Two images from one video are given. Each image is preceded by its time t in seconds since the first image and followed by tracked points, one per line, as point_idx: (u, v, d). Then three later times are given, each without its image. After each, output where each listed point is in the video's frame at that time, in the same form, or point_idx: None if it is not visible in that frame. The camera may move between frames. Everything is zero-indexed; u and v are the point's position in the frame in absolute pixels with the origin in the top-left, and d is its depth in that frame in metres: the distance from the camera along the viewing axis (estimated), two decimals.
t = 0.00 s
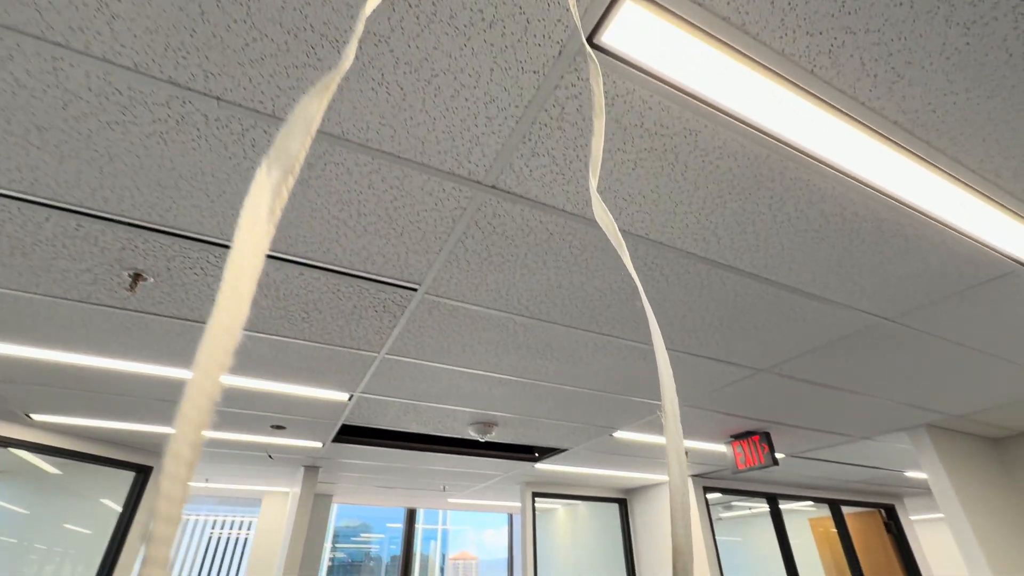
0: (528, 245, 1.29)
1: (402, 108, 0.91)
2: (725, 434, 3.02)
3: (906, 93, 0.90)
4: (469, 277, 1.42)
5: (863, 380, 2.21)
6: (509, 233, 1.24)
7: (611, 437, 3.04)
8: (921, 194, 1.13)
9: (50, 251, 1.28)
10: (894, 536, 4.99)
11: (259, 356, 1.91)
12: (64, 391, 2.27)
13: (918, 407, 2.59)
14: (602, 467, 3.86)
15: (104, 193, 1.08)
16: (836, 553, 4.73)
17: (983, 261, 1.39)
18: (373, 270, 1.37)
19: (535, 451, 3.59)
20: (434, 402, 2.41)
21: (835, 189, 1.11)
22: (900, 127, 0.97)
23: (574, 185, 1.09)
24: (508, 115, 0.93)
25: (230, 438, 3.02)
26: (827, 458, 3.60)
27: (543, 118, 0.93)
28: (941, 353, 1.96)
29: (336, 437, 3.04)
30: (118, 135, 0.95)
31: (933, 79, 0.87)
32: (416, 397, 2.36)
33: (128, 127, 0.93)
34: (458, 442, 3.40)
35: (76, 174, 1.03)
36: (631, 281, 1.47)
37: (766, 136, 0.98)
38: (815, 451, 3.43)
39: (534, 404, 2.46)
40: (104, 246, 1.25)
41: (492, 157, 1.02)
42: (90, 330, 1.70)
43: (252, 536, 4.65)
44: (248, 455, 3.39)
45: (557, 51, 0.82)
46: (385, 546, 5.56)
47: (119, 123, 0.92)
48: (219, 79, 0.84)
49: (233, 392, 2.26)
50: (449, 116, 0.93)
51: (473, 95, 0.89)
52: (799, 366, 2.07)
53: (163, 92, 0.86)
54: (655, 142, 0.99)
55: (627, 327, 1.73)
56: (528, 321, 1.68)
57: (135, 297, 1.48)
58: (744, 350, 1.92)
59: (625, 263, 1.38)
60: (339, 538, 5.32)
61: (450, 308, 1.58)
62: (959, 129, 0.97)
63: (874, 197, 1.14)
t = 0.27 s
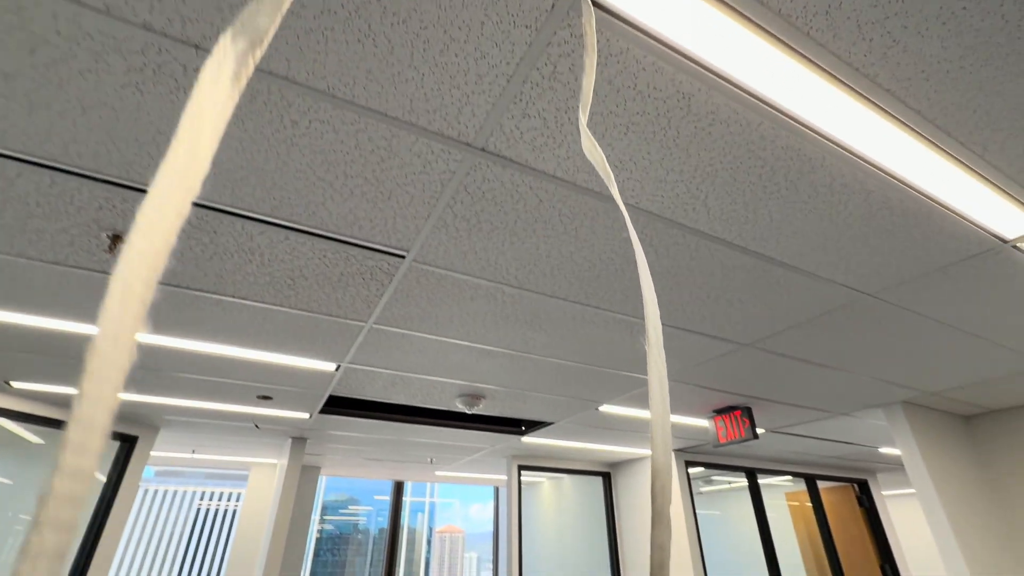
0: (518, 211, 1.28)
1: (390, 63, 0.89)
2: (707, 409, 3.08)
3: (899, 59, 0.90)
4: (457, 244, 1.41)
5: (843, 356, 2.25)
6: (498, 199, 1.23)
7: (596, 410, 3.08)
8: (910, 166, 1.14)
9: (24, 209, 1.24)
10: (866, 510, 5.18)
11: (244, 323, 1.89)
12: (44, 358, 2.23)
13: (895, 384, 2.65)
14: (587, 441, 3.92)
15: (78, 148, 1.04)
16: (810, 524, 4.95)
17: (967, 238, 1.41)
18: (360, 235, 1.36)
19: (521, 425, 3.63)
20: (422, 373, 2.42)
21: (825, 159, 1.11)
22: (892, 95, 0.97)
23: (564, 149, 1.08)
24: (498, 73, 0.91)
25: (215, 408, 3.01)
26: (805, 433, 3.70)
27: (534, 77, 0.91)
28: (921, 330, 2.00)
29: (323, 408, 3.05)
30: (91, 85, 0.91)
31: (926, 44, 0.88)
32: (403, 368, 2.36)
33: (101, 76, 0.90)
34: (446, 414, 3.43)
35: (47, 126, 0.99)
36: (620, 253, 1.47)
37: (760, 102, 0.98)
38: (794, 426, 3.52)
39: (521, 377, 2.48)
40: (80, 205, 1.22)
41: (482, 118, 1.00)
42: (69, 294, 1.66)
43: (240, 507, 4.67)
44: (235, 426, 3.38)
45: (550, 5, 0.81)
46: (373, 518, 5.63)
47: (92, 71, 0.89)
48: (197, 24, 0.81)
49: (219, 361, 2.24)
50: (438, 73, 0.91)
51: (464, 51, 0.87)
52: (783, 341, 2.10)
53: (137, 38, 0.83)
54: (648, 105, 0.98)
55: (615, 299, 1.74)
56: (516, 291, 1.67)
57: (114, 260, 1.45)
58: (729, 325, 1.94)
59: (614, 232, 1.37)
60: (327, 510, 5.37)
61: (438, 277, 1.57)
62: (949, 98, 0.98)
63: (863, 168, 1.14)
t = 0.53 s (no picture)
0: (510, 179, 1.26)
1: (379, 17, 0.87)
2: (694, 385, 3.13)
3: (895, 25, 0.90)
4: (448, 213, 1.40)
5: (827, 332, 2.29)
6: (490, 165, 1.21)
7: (585, 385, 3.12)
8: (902, 138, 1.15)
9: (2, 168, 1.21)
10: (843, 485, 5.34)
11: (232, 292, 1.87)
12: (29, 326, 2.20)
13: (877, 361, 2.70)
14: (576, 416, 3.98)
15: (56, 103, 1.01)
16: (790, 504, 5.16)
17: (954, 213, 1.42)
18: (349, 201, 1.34)
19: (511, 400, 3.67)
20: (412, 345, 2.43)
21: (818, 129, 1.11)
22: (887, 62, 0.97)
23: (557, 113, 1.06)
24: (491, 31, 0.89)
25: (205, 379, 3.01)
26: (788, 410, 3.79)
27: (527, 35, 0.89)
28: (904, 307, 2.03)
29: (314, 380, 3.06)
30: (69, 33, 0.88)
31: (924, 10, 0.87)
32: (393, 341, 2.36)
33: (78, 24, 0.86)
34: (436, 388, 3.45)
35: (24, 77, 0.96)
36: (611, 224, 1.47)
37: (756, 68, 0.97)
38: (778, 403, 3.59)
39: (510, 350, 2.50)
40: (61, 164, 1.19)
41: (474, 79, 0.98)
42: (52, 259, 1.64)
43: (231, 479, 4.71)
44: (225, 397, 3.39)
45: None
46: (363, 491, 5.71)
47: (68, 19, 0.85)
48: None
49: (207, 331, 2.23)
50: (428, 30, 0.89)
51: (456, 6, 0.85)
52: (769, 317, 2.13)
53: None
54: (643, 68, 0.96)
55: (605, 272, 1.74)
56: (507, 263, 1.67)
57: (98, 223, 1.43)
58: (718, 300, 1.96)
59: (606, 203, 1.37)
60: (318, 484, 5.43)
61: (428, 246, 1.57)
62: (943, 68, 0.98)
63: (855, 139, 1.14)
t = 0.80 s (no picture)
0: (504, 145, 1.25)
1: None
2: (684, 361, 3.17)
3: None
4: (442, 181, 1.39)
5: (817, 309, 2.32)
6: (484, 130, 1.20)
7: (577, 360, 3.15)
8: (898, 108, 1.14)
9: None
10: (827, 461, 5.47)
11: (222, 262, 1.86)
12: (16, 295, 2.18)
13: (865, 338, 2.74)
14: (567, 391, 4.03)
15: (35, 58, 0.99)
16: (774, 476, 5.26)
17: (947, 188, 1.42)
18: (341, 167, 1.32)
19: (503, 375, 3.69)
20: (405, 318, 2.42)
21: (815, 97, 1.10)
22: (886, 27, 0.96)
23: (553, 77, 1.05)
24: None
25: (197, 352, 3.00)
26: (776, 386, 3.85)
27: None
28: (894, 283, 2.05)
29: (307, 354, 3.06)
30: None
31: None
32: (386, 313, 2.36)
33: None
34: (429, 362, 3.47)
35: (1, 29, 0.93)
36: (606, 195, 1.46)
37: (755, 31, 0.96)
38: (766, 379, 3.65)
39: (503, 324, 2.50)
40: (44, 124, 1.16)
41: (468, 38, 0.96)
42: (36, 224, 1.61)
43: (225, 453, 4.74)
44: (218, 370, 3.39)
45: None
46: (357, 466, 5.77)
47: None
48: None
49: (198, 301, 2.21)
50: None
51: None
52: (760, 292, 2.15)
53: None
54: (641, 30, 0.94)
55: (599, 244, 1.74)
56: (501, 233, 1.66)
57: (83, 187, 1.40)
58: (710, 274, 1.96)
59: (600, 172, 1.36)
60: (312, 459, 5.48)
61: (421, 215, 1.56)
62: (942, 34, 0.97)
63: (851, 108, 1.13)
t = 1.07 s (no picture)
0: (501, 110, 1.23)
1: None
2: (678, 336, 3.19)
3: None
4: (438, 148, 1.37)
5: (811, 283, 2.33)
6: (481, 95, 1.18)
7: (573, 335, 3.16)
8: (899, 74, 1.13)
9: None
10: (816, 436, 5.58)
11: (215, 231, 1.84)
12: (7, 264, 2.16)
13: (857, 314, 2.77)
14: (563, 367, 4.06)
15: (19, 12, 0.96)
16: (764, 451, 5.35)
17: (945, 159, 1.42)
18: (335, 133, 1.31)
19: (499, 349, 3.71)
20: (401, 291, 2.42)
21: (816, 62, 1.09)
22: None
23: (551, 38, 1.03)
24: None
25: (192, 324, 3.00)
26: (769, 362, 3.89)
27: None
28: (888, 258, 2.06)
29: (303, 327, 3.06)
30: None
31: None
32: (383, 285, 2.35)
33: None
34: (425, 337, 3.48)
35: None
36: (603, 164, 1.45)
37: None
38: (759, 355, 3.69)
39: (500, 297, 2.50)
40: (29, 84, 1.14)
41: None
42: (25, 190, 1.59)
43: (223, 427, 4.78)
44: (215, 343, 3.40)
45: None
46: (354, 441, 5.83)
47: None
48: None
49: (192, 272, 2.20)
50: None
51: None
52: (756, 267, 2.15)
53: None
54: None
55: (595, 215, 1.73)
56: (498, 203, 1.65)
57: (72, 151, 1.38)
58: (706, 248, 1.96)
59: (598, 140, 1.35)
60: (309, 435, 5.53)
61: (417, 183, 1.54)
62: None
63: (850, 73, 1.12)
